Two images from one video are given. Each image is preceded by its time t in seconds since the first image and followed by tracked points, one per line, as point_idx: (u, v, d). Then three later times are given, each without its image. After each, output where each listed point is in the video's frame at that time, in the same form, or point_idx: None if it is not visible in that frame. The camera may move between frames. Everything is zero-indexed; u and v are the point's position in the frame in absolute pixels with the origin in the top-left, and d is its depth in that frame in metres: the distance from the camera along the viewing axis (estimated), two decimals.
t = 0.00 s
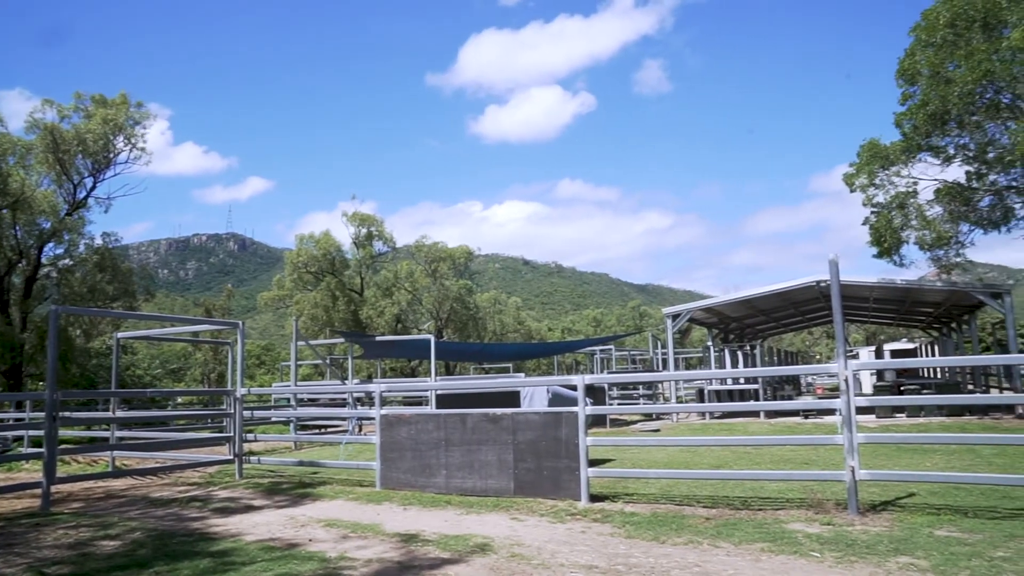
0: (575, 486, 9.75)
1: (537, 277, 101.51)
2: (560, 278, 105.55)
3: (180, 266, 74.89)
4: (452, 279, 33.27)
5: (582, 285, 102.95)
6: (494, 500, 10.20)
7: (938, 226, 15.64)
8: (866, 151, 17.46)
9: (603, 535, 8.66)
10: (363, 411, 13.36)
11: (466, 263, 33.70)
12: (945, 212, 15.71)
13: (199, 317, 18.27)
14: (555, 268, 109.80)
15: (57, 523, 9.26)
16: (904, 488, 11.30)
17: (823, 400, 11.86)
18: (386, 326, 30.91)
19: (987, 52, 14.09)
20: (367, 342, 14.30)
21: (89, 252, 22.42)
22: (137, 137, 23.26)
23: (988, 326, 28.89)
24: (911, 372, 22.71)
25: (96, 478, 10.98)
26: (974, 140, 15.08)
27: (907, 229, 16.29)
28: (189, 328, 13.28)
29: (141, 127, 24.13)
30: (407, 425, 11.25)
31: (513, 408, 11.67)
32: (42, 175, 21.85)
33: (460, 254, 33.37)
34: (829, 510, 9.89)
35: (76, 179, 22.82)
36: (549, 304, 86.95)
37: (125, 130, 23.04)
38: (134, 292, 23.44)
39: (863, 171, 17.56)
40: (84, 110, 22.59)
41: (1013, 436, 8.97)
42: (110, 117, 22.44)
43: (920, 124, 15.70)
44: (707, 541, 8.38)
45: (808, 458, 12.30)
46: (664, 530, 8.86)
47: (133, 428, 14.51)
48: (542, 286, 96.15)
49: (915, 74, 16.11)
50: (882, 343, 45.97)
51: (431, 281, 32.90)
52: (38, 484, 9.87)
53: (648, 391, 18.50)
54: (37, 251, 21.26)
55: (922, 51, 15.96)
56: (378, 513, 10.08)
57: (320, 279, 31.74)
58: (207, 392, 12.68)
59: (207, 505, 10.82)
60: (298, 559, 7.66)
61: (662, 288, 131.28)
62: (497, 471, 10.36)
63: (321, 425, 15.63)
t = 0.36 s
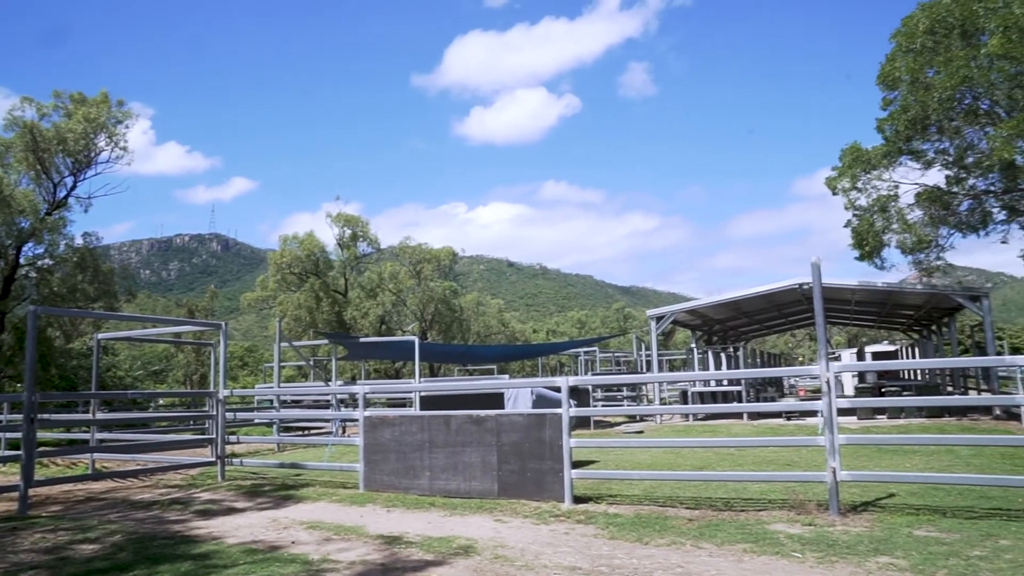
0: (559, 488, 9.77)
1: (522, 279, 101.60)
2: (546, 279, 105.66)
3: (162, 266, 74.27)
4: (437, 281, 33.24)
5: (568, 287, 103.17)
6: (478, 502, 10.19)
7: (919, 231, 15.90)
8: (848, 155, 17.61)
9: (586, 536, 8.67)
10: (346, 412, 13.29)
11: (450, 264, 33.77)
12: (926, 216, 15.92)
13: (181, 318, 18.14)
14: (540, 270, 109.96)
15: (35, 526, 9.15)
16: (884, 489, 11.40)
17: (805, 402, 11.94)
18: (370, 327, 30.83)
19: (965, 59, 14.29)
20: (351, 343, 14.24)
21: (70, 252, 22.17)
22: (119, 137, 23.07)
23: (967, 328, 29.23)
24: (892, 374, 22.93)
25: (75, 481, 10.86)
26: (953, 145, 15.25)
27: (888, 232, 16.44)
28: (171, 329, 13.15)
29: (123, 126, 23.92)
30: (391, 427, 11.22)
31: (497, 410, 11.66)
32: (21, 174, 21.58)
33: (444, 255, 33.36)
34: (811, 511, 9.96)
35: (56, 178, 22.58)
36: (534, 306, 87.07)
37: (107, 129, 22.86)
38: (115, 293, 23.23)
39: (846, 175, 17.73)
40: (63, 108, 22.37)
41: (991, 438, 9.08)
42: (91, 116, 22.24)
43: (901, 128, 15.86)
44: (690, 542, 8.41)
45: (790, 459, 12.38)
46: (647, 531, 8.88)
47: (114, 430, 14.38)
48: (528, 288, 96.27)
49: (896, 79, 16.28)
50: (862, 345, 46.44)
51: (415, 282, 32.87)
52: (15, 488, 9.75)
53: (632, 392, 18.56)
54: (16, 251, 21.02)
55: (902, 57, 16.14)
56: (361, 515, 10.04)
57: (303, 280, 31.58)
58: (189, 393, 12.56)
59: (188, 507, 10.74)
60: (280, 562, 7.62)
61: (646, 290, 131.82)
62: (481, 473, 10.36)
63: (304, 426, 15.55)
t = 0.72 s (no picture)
0: (543, 491, 9.78)
1: (508, 282, 101.66)
2: (531, 282, 105.72)
3: (145, 267, 73.52)
4: (422, 283, 33.18)
5: (553, 290, 103.37)
6: (462, 505, 10.17)
7: (901, 235, 15.99)
8: (831, 161, 17.76)
9: (570, 539, 8.68)
10: (330, 414, 13.22)
11: (436, 268, 33.64)
12: (907, 222, 16.03)
13: (163, 320, 17.99)
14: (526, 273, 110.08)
15: (13, 531, 9.04)
16: (865, 492, 11.50)
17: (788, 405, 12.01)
18: (355, 330, 30.72)
19: (945, 67, 14.49)
20: (336, 345, 14.16)
21: (51, 252, 21.92)
22: (102, 137, 22.88)
23: (948, 333, 29.54)
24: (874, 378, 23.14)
25: (54, 484, 10.74)
26: (933, 152, 15.42)
27: (870, 238, 16.59)
28: (153, 331, 13.04)
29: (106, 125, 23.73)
30: (375, 430, 11.18)
31: (481, 413, 11.65)
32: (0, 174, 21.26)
33: (430, 258, 33.34)
34: (793, 513, 10.03)
35: (36, 177, 22.35)
36: (520, 309, 87.15)
37: (89, 129, 22.67)
38: (96, 294, 23.00)
39: (829, 181, 17.87)
40: (44, 107, 22.14)
41: (969, 441, 9.19)
42: (73, 115, 22.07)
43: (883, 135, 16.01)
44: (673, 545, 8.44)
45: (773, 462, 12.45)
46: (631, 534, 8.90)
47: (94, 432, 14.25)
48: (514, 291, 96.34)
49: (877, 87, 16.46)
50: (844, 349, 46.82)
51: (400, 285, 32.52)
52: None
53: (616, 395, 18.60)
54: None
55: (883, 65, 16.33)
56: (344, 518, 10.00)
57: (287, 282, 31.42)
58: (171, 396, 12.45)
59: (169, 510, 10.64)
60: (262, 566, 7.58)
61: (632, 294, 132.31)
62: (465, 476, 10.33)
63: (288, 429, 15.46)
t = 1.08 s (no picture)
0: (527, 495, 9.78)
1: (494, 285, 101.65)
2: (517, 286, 105.78)
3: (127, 267, 72.83)
4: (407, 286, 33.13)
5: (539, 293, 103.48)
6: (446, 508, 10.15)
7: (883, 241, 16.11)
8: (814, 167, 17.88)
9: (554, 542, 8.68)
10: (314, 417, 13.15)
11: (421, 270, 33.67)
12: (889, 227, 16.16)
13: (145, 321, 17.83)
14: (512, 276, 110.12)
15: None
16: (847, 495, 11.58)
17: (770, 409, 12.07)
18: (339, 332, 30.59)
19: (926, 75, 14.68)
20: (320, 347, 14.09)
21: (31, 253, 21.74)
22: (84, 136, 22.70)
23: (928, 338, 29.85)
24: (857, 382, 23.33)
25: (32, 487, 10.61)
26: (915, 158, 15.58)
27: (853, 243, 16.72)
28: (134, 333, 12.91)
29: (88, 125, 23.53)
30: (359, 432, 11.13)
31: (465, 416, 11.63)
32: None
33: (415, 261, 33.30)
34: (776, 517, 10.08)
35: (16, 177, 22.12)
36: (506, 312, 87.16)
37: (72, 128, 22.49)
38: (77, 295, 22.78)
39: (812, 187, 17.99)
40: (25, 106, 21.91)
41: (948, 445, 9.27)
42: (55, 114, 21.87)
43: (866, 142, 16.16)
44: (657, 548, 8.46)
45: (757, 466, 12.51)
46: (614, 537, 8.92)
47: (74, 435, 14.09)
48: (500, 294, 96.36)
49: (859, 95, 16.63)
50: (826, 353, 47.19)
51: (385, 287, 32.66)
52: None
53: (601, 399, 18.63)
54: None
55: (865, 72, 16.50)
56: (328, 522, 9.95)
57: (271, 284, 31.23)
58: (153, 398, 12.33)
59: (150, 514, 10.55)
60: (244, 570, 7.52)
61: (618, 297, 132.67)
62: (449, 479, 10.31)
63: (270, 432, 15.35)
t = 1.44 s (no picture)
0: (507, 494, 9.79)
1: (476, 285, 101.57)
2: (499, 286, 105.81)
3: (103, 265, 71.87)
4: (387, 286, 33.04)
5: (521, 294, 103.61)
6: (426, 509, 10.12)
7: (859, 243, 16.28)
8: (792, 170, 18.01)
9: (533, 542, 8.68)
10: (292, 416, 13.05)
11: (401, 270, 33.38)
12: (866, 229, 16.34)
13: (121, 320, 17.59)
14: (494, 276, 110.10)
15: None
16: (823, 495, 11.69)
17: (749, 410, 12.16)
18: (318, 331, 30.35)
19: (902, 79, 14.90)
20: (299, 347, 14.00)
21: (4, 250, 21.35)
22: (60, 133, 22.40)
23: (904, 339, 30.24)
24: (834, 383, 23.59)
25: (4, 489, 10.43)
26: (891, 161, 15.76)
27: (830, 245, 16.90)
28: (110, 332, 12.74)
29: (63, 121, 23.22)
30: (338, 432, 11.06)
31: (445, 416, 11.61)
32: None
33: (396, 260, 33.22)
34: (753, 516, 10.16)
35: None
36: (487, 312, 87.12)
37: (47, 124, 22.17)
38: (52, 293, 22.44)
39: (790, 189, 18.14)
40: None
41: (921, 445, 9.37)
42: (30, 110, 21.54)
43: (843, 145, 16.31)
44: (636, 548, 8.49)
45: (735, 466, 12.60)
46: (594, 537, 8.93)
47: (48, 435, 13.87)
48: (481, 294, 96.32)
49: (837, 99, 16.80)
50: (804, 353, 47.67)
51: (365, 287, 32.58)
52: None
53: (581, 399, 18.66)
54: None
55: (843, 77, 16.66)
56: (306, 522, 9.88)
57: (250, 283, 30.97)
58: (129, 397, 12.16)
59: (125, 515, 10.42)
60: (221, 571, 7.45)
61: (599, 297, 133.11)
62: (429, 479, 10.28)
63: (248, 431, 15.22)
